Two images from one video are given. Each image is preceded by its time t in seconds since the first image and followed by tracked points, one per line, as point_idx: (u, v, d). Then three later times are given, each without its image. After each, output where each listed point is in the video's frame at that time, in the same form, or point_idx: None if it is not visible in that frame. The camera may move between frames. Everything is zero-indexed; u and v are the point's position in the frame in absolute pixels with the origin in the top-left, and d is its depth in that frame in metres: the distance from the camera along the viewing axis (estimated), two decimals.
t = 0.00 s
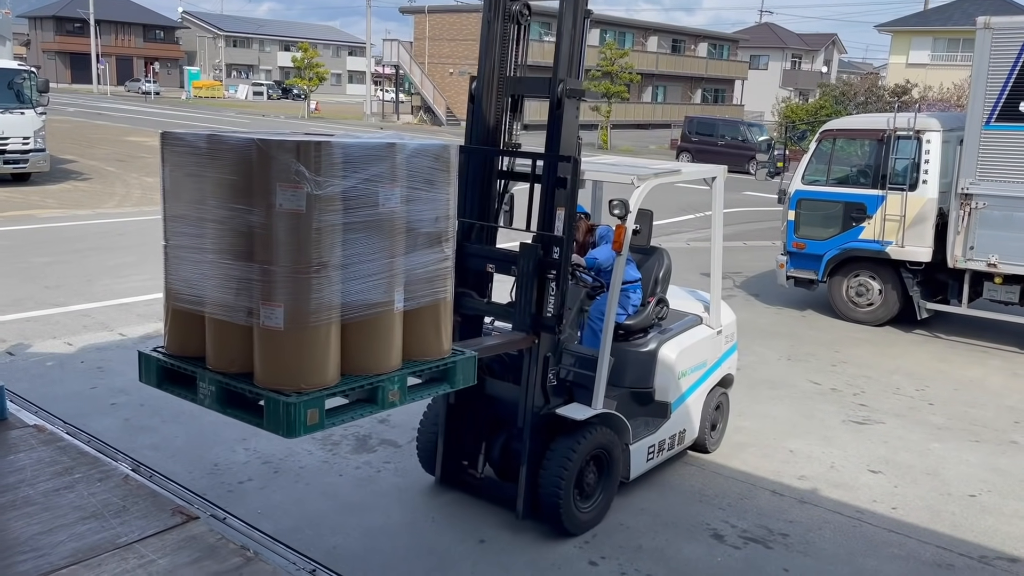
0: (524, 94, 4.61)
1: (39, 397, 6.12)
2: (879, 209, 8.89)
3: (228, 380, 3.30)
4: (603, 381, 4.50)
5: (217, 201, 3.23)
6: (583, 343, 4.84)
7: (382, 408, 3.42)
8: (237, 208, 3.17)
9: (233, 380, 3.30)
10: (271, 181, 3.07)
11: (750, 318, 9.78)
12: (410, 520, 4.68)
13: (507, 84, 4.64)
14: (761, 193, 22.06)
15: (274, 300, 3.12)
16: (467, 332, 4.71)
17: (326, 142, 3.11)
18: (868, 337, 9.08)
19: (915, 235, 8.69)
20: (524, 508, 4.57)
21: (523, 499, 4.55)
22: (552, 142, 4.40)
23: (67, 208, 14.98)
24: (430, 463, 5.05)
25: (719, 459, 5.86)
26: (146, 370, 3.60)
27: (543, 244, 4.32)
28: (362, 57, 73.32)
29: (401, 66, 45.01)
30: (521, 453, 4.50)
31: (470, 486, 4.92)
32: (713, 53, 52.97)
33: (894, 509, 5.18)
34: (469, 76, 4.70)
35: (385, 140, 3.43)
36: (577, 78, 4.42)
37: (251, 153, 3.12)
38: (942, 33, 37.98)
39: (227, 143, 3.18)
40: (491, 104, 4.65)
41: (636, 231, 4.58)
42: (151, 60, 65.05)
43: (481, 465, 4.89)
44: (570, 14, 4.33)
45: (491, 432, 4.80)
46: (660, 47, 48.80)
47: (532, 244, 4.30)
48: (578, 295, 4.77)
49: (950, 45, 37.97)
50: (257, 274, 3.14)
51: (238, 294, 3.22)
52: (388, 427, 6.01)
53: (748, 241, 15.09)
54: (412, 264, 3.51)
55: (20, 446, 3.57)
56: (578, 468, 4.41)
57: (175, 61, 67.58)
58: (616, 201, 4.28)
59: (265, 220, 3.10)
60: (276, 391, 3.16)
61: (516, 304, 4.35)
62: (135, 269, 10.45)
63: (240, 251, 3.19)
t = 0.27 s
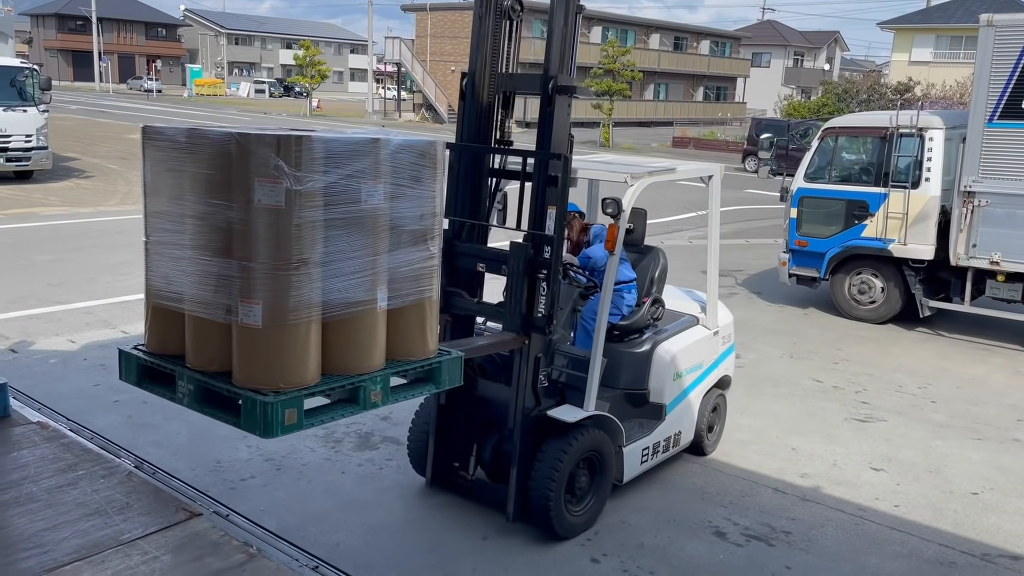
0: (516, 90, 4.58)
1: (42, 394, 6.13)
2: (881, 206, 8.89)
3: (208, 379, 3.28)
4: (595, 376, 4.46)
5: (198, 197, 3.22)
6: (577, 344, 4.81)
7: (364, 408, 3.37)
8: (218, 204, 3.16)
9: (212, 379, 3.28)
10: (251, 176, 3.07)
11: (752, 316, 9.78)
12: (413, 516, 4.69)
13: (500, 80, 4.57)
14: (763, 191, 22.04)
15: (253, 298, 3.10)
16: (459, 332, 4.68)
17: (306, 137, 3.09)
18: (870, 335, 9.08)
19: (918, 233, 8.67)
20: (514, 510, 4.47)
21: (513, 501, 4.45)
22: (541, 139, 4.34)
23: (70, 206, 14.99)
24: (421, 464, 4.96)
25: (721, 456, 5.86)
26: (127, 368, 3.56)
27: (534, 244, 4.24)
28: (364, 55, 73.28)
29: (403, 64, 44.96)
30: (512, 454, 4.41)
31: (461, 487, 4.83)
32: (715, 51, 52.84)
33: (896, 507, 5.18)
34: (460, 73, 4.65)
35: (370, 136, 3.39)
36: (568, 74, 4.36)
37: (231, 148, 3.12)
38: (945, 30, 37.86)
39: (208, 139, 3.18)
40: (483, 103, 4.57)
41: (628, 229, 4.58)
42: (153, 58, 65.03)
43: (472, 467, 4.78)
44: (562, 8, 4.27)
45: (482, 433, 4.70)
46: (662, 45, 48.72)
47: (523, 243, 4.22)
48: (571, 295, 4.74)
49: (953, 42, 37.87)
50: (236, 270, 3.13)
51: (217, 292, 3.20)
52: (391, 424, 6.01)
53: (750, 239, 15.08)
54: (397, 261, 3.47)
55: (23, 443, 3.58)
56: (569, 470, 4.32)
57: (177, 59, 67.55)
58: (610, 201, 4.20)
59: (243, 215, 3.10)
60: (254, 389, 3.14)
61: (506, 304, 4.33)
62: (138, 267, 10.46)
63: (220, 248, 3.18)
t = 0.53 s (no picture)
0: (505, 87, 4.44)
1: (44, 393, 6.13)
2: (883, 205, 8.88)
3: (181, 384, 3.14)
4: (586, 380, 4.35)
5: (167, 198, 3.07)
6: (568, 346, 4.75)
7: (341, 414, 3.23)
8: (187, 206, 3.01)
9: (185, 384, 3.14)
10: (219, 178, 2.91)
11: (753, 315, 9.77)
12: (414, 514, 4.69)
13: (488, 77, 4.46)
14: (765, 189, 22.04)
15: (224, 302, 2.96)
16: (449, 333, 4.65)
17: (278, 136, 2.93)
18: (872, 333, 9.07)
19: (920, 231, 8.68)
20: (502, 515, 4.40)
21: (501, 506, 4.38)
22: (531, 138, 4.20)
23: (72, 204, 15.01)
24: (410, 467, 4.91)
25: (722, 455, 5.86)
26: (102, 374, 3.41)
27: (521, 244, 4.21)
28: (365, 53, 73.30)
29: (405, 62, 44.96)
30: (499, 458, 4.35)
31: (451, 491, 4.78)
32: (716, 49, 52.78)
33: (898, 506, 5.18)
34: (449, 68, 4.52)
35: (345, 134, 3.22)
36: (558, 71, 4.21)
37: (199, 148, 2.96)
38: (946, 28, 37.81)
39: (176, 137, 3.01)
40: (472, 101, 4.49)
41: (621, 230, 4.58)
42: (155, 56, 65.05)
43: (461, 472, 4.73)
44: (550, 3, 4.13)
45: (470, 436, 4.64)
46: (663, 43, 48.71)
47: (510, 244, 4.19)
48: (562, 296, 4.75)
49: (955, 41, 37.83)
50: (206, 274, 2.98)
51: (188, 297, 3.06)
52: (392, 422, 6.01)
53: (751, 237, 15.08)
54: (375, 264, 3.32)
55: (26, 441, 3.58)
56: (558, 475, 4.25)
57: (178, 57, 67.59)
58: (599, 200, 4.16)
59: (213, 217, 2.94)
60: (225, 396, 3.00)
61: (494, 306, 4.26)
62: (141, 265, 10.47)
63: (190, 250, 3.03)
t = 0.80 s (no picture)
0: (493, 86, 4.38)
1: (45, 392, 6.14)
2: (884, 204, 8.87)
3: (155, 385, 3.08)
4: (574, 389, 4.26)
5: (142, 195, 3.04)
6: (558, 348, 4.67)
7: (318, 417, 3.20)
8: (161, 203, 2.98)
9: (159, 385, 3.09)
10: (192, 175, 2.87)
11: (755, 314, 9.77)
12: (415, 512, 4.69)
13: (478, 76, 4.40)
14: (766, 189, 22.02)
15: (197, 301, 2.92)
16: (438, 334, 4.56)
17: (254, 132, 2.91)
18: (874, 332, 9.07)
19: (921, 230, 8.68)
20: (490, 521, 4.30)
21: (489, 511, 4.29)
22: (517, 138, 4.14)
23: (74, 204, 15.01)
24: (398, 470, 4.82)
25: (724, 454, 5.87)
26: (77, 374, 3.39)
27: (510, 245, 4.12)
28: (366, 52, 73.27)
29: (406, 62, 44.93)
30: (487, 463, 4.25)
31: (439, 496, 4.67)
32: (717, 49, 52.72)
33: (899, 505, 5.17)
34: (438, 67, 4.45)
35: (325, 132, 3.20)
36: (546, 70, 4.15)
37: (173, 143, 2.92)
38: (948, 27, 37.73)
39: (152, 134, 2.99)
40: (462, 101, 4.43)
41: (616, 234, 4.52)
42: (156, 55, 65.05)
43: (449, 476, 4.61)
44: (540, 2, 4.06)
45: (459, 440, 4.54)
46: (664, 42, 48.69)
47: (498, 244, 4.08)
48: (553, 297, 4.67)
49: (956, 40, 37.76)
50: (179, 273, 2.94)
51: (161, 296, 3.02)
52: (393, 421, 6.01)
53: (753, 237, 15.08)
54: (354, 263, 3.28)
55: (28, 440, 3.58)
56: (546, 480, 4.17)
57: (179, 56, 67.57)
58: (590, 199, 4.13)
59: (186, 214, 2.91)
60: (197, 397, 2.95)
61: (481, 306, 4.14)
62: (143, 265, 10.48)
63: (163, 249, 2.99)
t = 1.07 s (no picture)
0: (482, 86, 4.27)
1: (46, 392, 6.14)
2: (885, 204, 8.87)
3: (127, 391, 2.99)
4: (563, 394, 4.21)
5: (112, 195, 2.92)
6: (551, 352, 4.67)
7: (295, 424, 3.11)
8: (131, 204, 2.86)
9: (132, 391, 3.00)
10: (162, 176, 2.75)
11: (755, 314, 9.77)
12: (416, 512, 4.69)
13: (465, 75, 4.30)
14: (766, 189, 22.03)
15: (169, 306, 2.81)
16: (426, 339, 4.48)
17: (226, 133, 2.78)
18: (874, 332, 9.06)
19: (922, 230, 8.68)
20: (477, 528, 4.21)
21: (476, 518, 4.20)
22: (507, 138, 4.02)
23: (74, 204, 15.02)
24: (386, 475, 4.74)
25: (724, 454, 5.87)
26: (54, 382, 3.27)
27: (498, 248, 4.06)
28: (366, 53, 73.33)
29: (406, 62, 44.96)
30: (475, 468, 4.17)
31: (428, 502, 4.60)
32: (717, 49, 52.78)
33: (900, 505, 5.17)
34: (426, 66, 4.34)
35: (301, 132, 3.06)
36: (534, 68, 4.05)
37: (142, 142, 2.79)
38: (948, 28, 37.75)
39: (122, 134, 2.85)
40: (451, 101, 4.32)
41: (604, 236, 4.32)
42: (157, 56, 65.11)
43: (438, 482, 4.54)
44: None
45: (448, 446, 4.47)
46: (664, 42, 48.71)
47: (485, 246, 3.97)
48: (544, 300, 4.65)
49: (957, 40, 37.78)
50: (150, 277, 2.83)
51: (133, 300, 2.91)
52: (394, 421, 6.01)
53: (753, 237, 15.09)
54: (334, 267, 3.15)
55: (29, 440, 3.58)
56: (534, 486, 4.08)
57: (180, 57, 67.63)
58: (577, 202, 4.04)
59: (157, 217, 2.78)
60: (170, 405, 2.87)
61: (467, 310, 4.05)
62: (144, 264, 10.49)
63: (134, 252, 2.88)
